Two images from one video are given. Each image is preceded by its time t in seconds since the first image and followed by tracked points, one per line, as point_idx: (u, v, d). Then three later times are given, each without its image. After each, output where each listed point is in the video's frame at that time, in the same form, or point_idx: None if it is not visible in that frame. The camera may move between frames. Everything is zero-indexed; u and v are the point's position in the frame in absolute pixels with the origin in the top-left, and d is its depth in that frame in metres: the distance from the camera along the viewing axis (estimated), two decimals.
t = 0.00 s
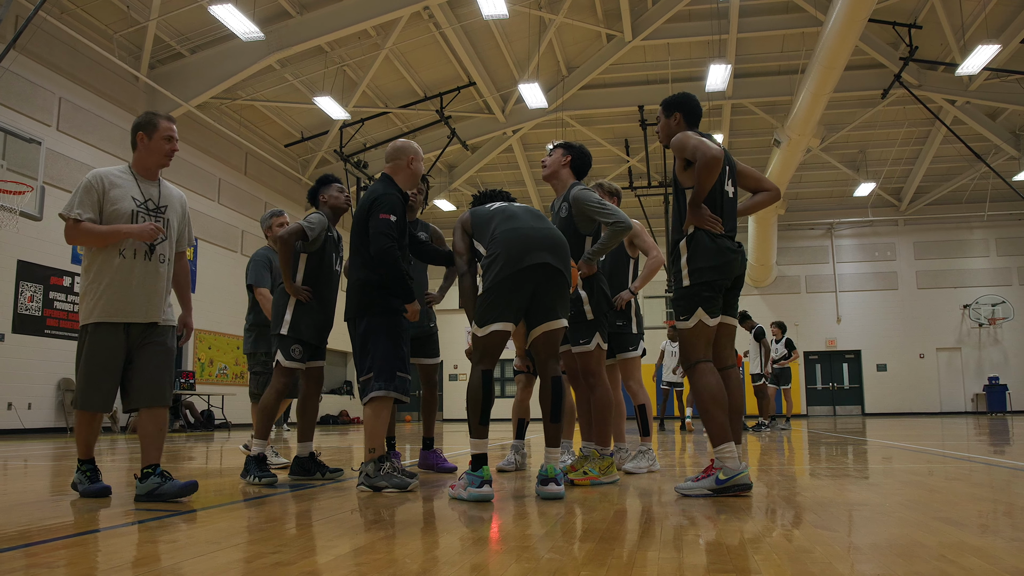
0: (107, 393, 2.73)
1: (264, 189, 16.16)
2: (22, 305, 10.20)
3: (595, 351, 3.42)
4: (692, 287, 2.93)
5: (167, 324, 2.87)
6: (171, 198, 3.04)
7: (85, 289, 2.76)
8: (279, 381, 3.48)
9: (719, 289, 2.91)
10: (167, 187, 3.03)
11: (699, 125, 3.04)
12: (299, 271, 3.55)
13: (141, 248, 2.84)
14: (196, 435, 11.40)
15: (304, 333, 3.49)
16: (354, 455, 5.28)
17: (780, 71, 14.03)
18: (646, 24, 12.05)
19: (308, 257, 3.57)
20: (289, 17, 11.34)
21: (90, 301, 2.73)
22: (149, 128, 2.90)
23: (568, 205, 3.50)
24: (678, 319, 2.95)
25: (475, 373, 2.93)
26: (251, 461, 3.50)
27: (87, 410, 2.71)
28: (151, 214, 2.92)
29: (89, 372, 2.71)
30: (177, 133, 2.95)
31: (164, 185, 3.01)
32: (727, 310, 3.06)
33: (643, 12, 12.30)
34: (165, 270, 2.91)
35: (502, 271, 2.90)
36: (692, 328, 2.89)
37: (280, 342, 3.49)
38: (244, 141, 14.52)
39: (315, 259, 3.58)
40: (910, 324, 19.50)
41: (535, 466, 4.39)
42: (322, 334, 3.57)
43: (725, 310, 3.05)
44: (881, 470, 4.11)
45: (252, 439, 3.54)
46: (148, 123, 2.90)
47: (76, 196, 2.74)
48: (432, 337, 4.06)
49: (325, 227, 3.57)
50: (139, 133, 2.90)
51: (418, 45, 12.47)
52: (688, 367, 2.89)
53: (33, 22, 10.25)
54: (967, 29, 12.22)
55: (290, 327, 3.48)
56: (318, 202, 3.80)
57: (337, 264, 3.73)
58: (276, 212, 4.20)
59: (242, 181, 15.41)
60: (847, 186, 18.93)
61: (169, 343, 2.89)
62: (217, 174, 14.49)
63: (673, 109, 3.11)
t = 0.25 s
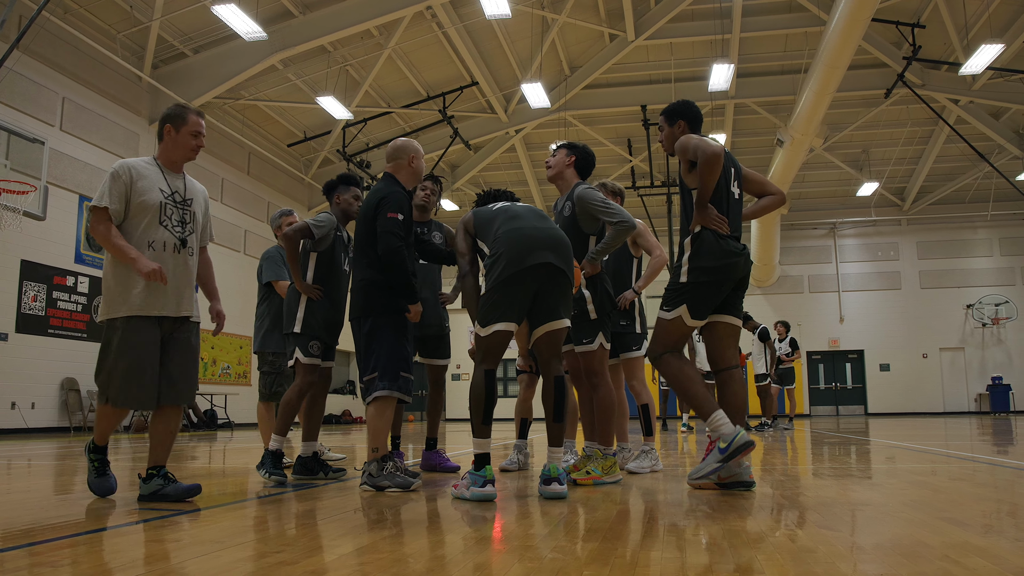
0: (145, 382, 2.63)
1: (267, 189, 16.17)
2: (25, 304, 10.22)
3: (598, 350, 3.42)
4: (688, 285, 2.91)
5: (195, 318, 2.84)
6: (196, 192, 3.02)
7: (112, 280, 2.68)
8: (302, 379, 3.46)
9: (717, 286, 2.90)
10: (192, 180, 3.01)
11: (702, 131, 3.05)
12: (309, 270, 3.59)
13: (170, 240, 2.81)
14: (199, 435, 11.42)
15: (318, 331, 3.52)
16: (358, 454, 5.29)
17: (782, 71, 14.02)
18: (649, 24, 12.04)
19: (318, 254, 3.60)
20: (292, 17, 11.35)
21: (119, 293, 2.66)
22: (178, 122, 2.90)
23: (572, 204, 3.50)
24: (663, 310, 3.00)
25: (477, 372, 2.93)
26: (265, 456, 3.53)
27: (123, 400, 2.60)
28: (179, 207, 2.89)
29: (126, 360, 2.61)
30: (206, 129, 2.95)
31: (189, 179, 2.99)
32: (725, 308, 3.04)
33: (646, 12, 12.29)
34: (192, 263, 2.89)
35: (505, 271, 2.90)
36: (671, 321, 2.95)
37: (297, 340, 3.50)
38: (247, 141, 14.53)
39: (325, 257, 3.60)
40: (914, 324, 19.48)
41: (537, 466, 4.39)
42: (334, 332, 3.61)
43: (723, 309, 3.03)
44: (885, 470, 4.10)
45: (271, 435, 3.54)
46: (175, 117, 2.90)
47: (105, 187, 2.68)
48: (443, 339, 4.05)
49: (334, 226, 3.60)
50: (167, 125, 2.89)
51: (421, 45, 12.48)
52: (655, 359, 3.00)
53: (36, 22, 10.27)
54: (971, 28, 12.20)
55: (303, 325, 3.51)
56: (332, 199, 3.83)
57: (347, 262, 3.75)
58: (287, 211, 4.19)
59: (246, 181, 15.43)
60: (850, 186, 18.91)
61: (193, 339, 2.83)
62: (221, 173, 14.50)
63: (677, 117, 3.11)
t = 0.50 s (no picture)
0: (183, 377, 2.55)
1: (270, 189, 16.19)
2: (28, 304, 10.25)
3: (600, 350, 3.42)
4: (686, 283, 2.92)
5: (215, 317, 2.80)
6: (216, 187, 2.96)
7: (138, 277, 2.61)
8: (320, 377, 3.57)
9: (714, 285, 2.90)
10: (213, 174, 2.95)
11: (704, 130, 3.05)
12: (314, 268, 3.62)
13: (195, 238, 2.75)
14: (203, 434, 11.45)
15: (327, 328, 3.57)
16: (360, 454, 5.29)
17: (785, 70, 14.01)
18: (652, 23, 12.03)
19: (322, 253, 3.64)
20: (295, 17, 11.36)
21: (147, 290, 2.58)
22: (202, 116, 2.83)
23: (575, 203, 3.51)
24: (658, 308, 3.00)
25: (480, 372, 2.94)
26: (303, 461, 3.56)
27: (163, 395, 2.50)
28: (202, 203, 2.83)
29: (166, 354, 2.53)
30: (230, 125, 2.90)
31: (211, 173, 2.93)
32: (724, 307, 3.04)
33: (648, 11, 12.29)
34: (215, 261, 2.83)
35: (508, 270, 2.90)
36: (669, 320, 2.94)
37: (308, 338, 3.54)
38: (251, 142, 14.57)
39: (329, 255, 3.64)
40: (917, 324, 19.44)
41: (539, 465, 4.39)
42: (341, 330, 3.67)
43: (723, 308, 3.04)
44: (888, 469, 4.10)
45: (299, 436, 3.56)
46: (199, 111, 2.84)
47: (130, 182, 2.60)
48: (454, 339, 4.07)
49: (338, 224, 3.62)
50: (190, 120, 2.83)
51: (424, 44, 12.49)
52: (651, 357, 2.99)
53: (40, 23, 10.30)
54: (974, 27, 12.17)
55: (309, 323, 3.54)
56: (343, 198, 3.90)
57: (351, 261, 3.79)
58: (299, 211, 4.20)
59: (249, 182, 15.45)
60: (853, 186, 18.89)
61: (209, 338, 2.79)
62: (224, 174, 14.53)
63: (681, 115, 3.11)
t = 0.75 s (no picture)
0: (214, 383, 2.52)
1: (273, 189, 16.21)
2: (31, 305, 10.28)
3: (603, 349, 3.42)
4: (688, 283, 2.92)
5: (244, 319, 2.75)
6: (247, 184, 2.90)
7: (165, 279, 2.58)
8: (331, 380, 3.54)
9: (715, 285, 2.91)
10: (242, 171, 2.89)
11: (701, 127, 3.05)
12: (322, 270, 3.67)
13: (225, 239, 2.70)
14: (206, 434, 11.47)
15: (339, 331, 3.56)
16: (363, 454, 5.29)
17: (787, 68, 13.99)
18: (653, 22, 12.02)
19: (331, 254, 3.71)
20: (297, 17, 11.36)
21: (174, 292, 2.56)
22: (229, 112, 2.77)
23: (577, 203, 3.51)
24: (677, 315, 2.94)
25: (482, 371, 2.94)
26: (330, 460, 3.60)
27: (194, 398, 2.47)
28: (231, 202, 2.77)
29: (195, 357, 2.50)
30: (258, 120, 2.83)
31: (240, 171, 2.88)
32: (725, 307, 3.07)
33: (650, 10, 12.28)
34: (245, 262, 2.79)
35: (510, 270, 2.90)
36: (693, 325, 2.88)
37: (319, 341, 3.54)
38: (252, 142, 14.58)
39: (337, 256, 3.71)
40: (920, 323, 19.42)
41: (542, 465, 4.39)
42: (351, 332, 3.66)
43: (724, 308, 3.06)
44: (891, 468, 4.09)
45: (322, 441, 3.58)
46: (227, 107, 2.78)
47: (156, 182, 2.57)
48: (463, 341, 4.05)
49: (344, 225, 3.70)
50: (219, 116, 2.77)
51: (425, 44, 12.49)
52: (686, 364, 2.89)
53: (42, 23, 10.31)
54: (977, 26, 12.14)
55: (321, 325, 3.56)
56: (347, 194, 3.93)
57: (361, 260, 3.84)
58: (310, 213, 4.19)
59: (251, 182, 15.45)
60: (856, 184, 18.87)
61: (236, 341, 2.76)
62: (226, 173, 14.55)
63: (678, 111, 3.11)
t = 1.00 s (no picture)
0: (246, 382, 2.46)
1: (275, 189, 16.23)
2: (34, 305, 10.30)
3: (606, 348, 3.40)
4: (685, 283, 2.92)
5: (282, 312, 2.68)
6: (280, 172, 2.80)
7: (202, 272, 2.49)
8: (337, 379, 3.64)
9: (712, 284, 2.91)
10: (275, 158, 2.78)
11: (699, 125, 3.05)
12: (332, 271, 3.69)
13: (260, 230, 2.61)
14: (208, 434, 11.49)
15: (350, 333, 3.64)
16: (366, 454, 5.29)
17: (789, 68, 13.99)
18: (655, 21, 12.02)
19: (340, 255, 3.71)
20: (298, 17, 11.37)
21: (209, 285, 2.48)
22: (264, 97, 2.65)
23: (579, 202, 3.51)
24: (676, 315, 2.94)
25: (484, 371, 2.94)
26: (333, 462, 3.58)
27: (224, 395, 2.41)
28: (266, 191, 2.67)
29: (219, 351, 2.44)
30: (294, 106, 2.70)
31: (273, 158, 2.76)
32: (724, 307, 3.07)
33: (651, 9, 12.28)
34: (281, 253, 2.70)
35: (512, 270, 2.89)
36: (690, 325, 2.88)
37: (328, 342, 3.62)
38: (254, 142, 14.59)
39: (345, 257, 3.71)
40: (922, 322, 19.39)
41: (543, 465, 4.39)
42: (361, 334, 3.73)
43: (722, 307, 3.05)
44: (893, 468, 4.09)
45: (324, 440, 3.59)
46: (260, 90, 2.65)
47: (192, 171, 2.46)
48: (466, 342, 4.07)
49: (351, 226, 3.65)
50: (252, 102, 2.65)
51: (426, 44, 12.49)
52: (687, 364, 2.88)
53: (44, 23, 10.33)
54: (979, 24, 12.13)
55: (331, 327, 3.63)
56: (349, 192, 3.86)
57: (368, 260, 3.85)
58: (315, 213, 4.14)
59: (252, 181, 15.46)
60: (857, 183, 18.86)
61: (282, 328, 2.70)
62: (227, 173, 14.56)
63: (675, 107, 3.10)
